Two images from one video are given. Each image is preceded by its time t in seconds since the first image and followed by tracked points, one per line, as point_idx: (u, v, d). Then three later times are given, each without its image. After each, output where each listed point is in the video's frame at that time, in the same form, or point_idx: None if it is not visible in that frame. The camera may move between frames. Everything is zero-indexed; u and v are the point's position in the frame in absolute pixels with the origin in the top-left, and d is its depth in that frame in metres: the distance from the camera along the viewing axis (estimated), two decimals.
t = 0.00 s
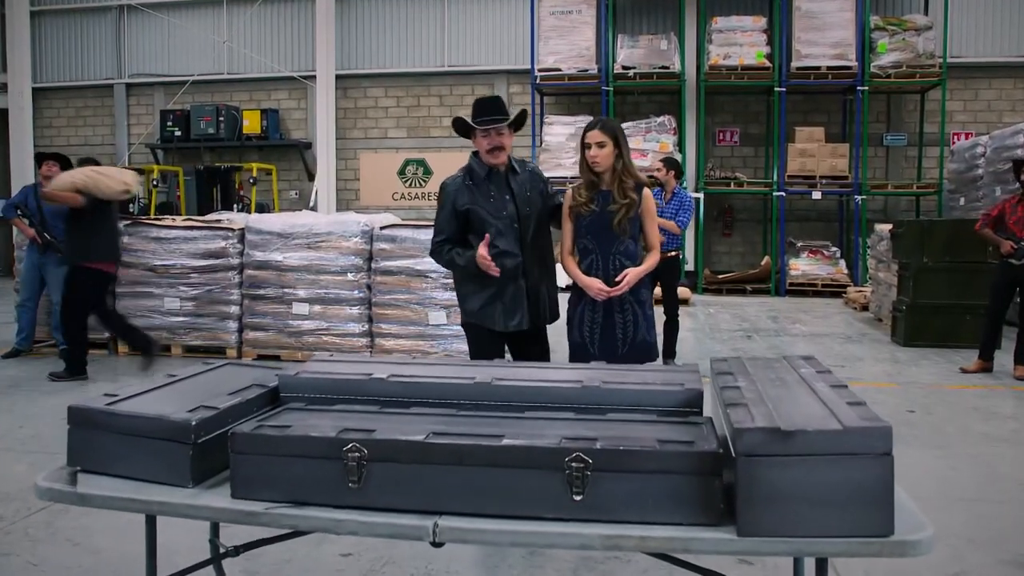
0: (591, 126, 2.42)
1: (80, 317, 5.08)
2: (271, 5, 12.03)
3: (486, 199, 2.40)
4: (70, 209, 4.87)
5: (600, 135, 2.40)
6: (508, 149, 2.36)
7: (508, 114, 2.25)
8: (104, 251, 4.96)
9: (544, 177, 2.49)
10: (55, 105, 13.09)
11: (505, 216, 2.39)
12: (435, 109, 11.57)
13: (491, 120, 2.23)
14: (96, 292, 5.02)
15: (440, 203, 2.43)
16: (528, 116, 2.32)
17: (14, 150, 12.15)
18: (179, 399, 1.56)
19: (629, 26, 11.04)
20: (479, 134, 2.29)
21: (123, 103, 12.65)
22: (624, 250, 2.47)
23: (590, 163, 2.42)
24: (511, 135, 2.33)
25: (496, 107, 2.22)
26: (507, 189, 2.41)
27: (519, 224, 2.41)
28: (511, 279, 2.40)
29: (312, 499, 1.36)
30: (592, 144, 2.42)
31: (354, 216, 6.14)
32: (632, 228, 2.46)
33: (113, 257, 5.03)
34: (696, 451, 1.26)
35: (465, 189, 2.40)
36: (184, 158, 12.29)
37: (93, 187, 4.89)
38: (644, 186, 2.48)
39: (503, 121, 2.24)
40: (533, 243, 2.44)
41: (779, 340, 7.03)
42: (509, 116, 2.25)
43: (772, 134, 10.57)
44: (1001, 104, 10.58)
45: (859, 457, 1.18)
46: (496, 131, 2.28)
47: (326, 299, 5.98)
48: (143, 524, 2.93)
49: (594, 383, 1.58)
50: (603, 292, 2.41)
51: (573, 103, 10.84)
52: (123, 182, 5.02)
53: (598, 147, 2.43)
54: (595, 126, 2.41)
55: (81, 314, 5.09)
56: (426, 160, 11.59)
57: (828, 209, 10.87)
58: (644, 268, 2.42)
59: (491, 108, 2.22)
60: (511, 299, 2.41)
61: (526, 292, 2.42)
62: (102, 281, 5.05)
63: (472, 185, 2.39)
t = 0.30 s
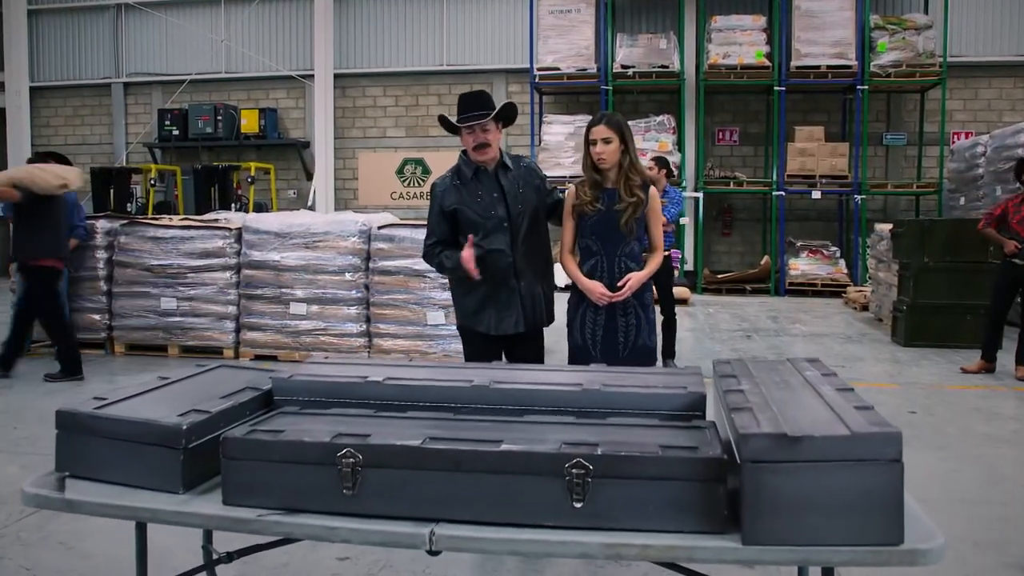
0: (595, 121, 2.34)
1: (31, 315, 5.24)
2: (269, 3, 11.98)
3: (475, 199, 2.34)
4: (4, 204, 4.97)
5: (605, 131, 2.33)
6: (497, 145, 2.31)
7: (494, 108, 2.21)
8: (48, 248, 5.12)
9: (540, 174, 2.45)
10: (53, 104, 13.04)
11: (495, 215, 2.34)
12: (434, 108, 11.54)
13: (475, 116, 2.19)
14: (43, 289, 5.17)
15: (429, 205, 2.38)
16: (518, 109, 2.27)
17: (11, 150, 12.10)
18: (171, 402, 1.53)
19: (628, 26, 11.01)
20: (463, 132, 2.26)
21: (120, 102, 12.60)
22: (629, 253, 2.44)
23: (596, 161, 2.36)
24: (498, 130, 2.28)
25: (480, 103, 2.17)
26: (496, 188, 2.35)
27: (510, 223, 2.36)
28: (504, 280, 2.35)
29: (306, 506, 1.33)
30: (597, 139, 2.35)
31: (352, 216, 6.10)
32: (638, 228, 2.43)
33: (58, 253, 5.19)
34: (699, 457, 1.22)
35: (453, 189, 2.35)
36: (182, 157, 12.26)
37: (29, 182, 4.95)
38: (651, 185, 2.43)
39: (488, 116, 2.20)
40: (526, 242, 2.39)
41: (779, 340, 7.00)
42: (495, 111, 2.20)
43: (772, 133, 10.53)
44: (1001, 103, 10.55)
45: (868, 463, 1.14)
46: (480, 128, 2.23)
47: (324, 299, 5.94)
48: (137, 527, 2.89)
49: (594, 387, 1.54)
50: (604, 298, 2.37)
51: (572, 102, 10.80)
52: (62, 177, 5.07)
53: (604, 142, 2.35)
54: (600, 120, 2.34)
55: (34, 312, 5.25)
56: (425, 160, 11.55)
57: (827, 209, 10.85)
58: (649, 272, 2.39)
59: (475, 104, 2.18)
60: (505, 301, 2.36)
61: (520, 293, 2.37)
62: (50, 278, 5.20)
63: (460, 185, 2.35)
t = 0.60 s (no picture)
0: (591, 118, 2.26)
1: None
2: (266, 2, 11.93)
3: (470, 199, 2.31)
4: None
5: (601, 129, 2.25)
6: (500, 146, 2.26)
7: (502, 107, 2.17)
8: None
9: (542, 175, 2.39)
10: (48, 103, 12.97)
11: (489, 217, 2.30)
12: (431, 108, 11.49)
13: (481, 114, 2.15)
14: None
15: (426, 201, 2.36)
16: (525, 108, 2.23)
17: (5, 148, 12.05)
18: (160, 406, 1.50)
19: (626, 25, 10.98)
20: (469, 129, 2.21)
21: (116, 101, 12.56)
22: (626, 257, 2.38)
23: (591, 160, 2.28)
24: (504, 130, 2.24)
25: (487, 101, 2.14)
26: (492, 190, 2.31)
27: (503, 227, 2.32)
28: (493, 284, 2.31)
29: (296, 514, 1.30)
30: (594, 137, 2.27)
31: (348, 215, 6.06)
32: (636, 230, 2.36)
33: None
34: (701, 462, 1.19)
35: (449, 187, 2.32)
36: (178, 156, 12.22)
37: None
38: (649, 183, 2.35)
39: (495, 115, 2.16)
40: (520, 246, 2.34)
41: (777, 340, 6.98)
42: (504, 111, 2.16)
43: (770, 133, 10.51)
44: (999, 103, 10.52)
45: (874, 469, 1.11)
46: (486, 128, 2.20)
47: (320, 299, 5.90)
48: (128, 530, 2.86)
49: (593, 390, 1.51)
50: (600, 304, 2.30)
51: (570, 102, 10.78)
52: None
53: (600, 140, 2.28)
54: (595, 117, 2.26)
55: None
56: (422, 159, 11.51)
57: (825, 208, 10.82)
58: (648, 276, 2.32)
59: (483, 100, 2.14)
60: (493, 305, 2.32)
61: (509, 299, 2.33)
62: None
63: (457, 184, 2.31)
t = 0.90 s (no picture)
0: (587, 110, 2.16)
1: None
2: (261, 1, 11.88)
3: (477, 201, 2.18)
4: None
5: (596, 121, 2.15)
6: (513, 148, 2.14)
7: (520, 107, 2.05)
8: None
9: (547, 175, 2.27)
10: (43, 102, 12.91)
11: (496, 222, 2.18)
12: (427, 108, 11.45)
13: (499, 113, 2.02)
14: None
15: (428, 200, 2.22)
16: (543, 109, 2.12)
17: None
18: (148, 411, 1.46)
19: (623, 25, 10.94)
20: (483, 127, 2.08)
21: (111, 101, 12.50)
22: (620, 256, 2.25)
23: (587, 154, 2.16)
24: (518, 132, 2.11)
25: (504, 101, 2.02)
26: (501, 194, 2.18)
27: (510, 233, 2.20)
28: (497, 294, 2.19)
29: (286, 523, 1.26)
30: (588, 131, 2.16)
31: (344, 215, 6.01)
32: (632, 229, 2.24)
33: None
34: (703, 471, 1.15)
35: (455, 187, 2.18)
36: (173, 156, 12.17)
37: None
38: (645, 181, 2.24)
39: (513, 116, 2.03)
40: (525, 254, 2.22)
41: (774, 341, 6.95)
42: (522, 113, 2.05)
43: (767, 134, 10.49)
44: (997, 103, 10.51)
45: (882, 478, 1.08)
46: (502, 127, 2.07)
47: (315, 300, 5.87)
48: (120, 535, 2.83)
49: (590, 394, 1.47)
50: (588, 302, 2.16)
51: (567, 102, 10.75)
52: None
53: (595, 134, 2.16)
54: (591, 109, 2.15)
55: None
56: (418, 159, 11.47)
57: (822, 208, 10.81)
58: (643, 275, 2.19)
59: (501, 98, 2.02)
60: (494, 314, 2.21)
61: (511, 308, 2.21)
62: None
63: (463, 184, 2.18)
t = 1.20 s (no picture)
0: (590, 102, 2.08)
1: None
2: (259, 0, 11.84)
3: (489, 195, 2.13)
4: None
5: (598, 113, 2.08)
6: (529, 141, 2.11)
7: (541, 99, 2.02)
8: None
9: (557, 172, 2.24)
10: (40, 102, 12.88)
11: (509, 218, 2.12)
12: (425, 108, 11.41)
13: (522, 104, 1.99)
14: None
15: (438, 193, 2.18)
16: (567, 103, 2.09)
17: None
18: (136, 417, 1.42)
19: (621, 25, 10.91)
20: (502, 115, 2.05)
21: (108, 100, 12.45)
22: (621, 258, 2.16)
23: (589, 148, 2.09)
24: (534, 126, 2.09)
25: (526, 91, 1.98)
26: (515, 188, 2.13)
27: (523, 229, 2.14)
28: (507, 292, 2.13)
29: (278, 532, 1.22)
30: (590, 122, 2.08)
31: (341, 215, 5.97)
32: (634, 230, 2.15)
33: None
34: (708, 479, 1.12)
35: (467, 180, 2.14)
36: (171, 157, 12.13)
37: None
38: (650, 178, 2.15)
39: (535, 108, 2.00)
40: (538, 253, 2.17)
41: (773, 342, 6.92)
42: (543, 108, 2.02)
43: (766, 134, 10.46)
44: (996, 103, 10.48)
45: (894, 487, 1.04)
46: (521, 118, 2.04)
47: (312, 301, 5.84)
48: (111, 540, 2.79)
49: (591, 399, 1.44)
50: (588, 304, 2.08)
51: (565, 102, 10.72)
52: None
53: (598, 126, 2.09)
54: (593, 101, 2.08)
55: None
56: (416, 159, 11.44)
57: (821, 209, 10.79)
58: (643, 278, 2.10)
59: (524, 88, 1.98)
60: (504, 314, 2.14)
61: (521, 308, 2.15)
62: None
63: (475, 176, 2.13)
